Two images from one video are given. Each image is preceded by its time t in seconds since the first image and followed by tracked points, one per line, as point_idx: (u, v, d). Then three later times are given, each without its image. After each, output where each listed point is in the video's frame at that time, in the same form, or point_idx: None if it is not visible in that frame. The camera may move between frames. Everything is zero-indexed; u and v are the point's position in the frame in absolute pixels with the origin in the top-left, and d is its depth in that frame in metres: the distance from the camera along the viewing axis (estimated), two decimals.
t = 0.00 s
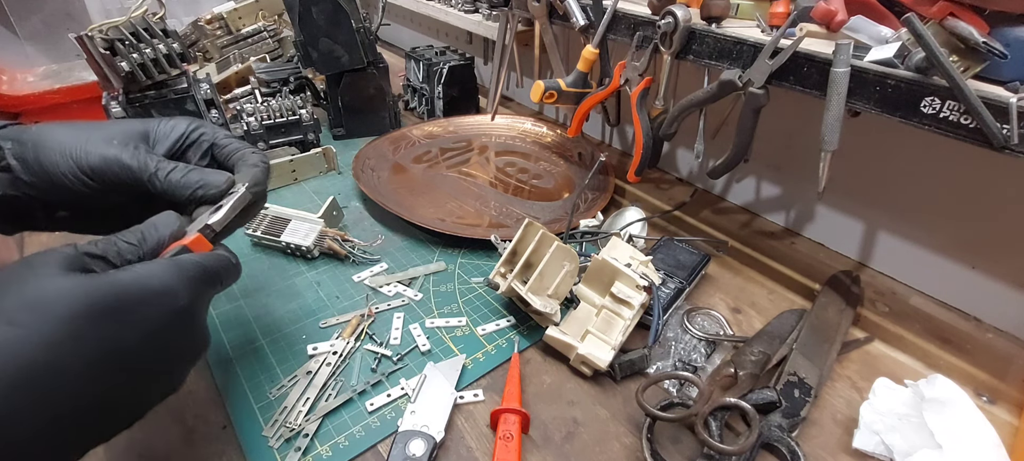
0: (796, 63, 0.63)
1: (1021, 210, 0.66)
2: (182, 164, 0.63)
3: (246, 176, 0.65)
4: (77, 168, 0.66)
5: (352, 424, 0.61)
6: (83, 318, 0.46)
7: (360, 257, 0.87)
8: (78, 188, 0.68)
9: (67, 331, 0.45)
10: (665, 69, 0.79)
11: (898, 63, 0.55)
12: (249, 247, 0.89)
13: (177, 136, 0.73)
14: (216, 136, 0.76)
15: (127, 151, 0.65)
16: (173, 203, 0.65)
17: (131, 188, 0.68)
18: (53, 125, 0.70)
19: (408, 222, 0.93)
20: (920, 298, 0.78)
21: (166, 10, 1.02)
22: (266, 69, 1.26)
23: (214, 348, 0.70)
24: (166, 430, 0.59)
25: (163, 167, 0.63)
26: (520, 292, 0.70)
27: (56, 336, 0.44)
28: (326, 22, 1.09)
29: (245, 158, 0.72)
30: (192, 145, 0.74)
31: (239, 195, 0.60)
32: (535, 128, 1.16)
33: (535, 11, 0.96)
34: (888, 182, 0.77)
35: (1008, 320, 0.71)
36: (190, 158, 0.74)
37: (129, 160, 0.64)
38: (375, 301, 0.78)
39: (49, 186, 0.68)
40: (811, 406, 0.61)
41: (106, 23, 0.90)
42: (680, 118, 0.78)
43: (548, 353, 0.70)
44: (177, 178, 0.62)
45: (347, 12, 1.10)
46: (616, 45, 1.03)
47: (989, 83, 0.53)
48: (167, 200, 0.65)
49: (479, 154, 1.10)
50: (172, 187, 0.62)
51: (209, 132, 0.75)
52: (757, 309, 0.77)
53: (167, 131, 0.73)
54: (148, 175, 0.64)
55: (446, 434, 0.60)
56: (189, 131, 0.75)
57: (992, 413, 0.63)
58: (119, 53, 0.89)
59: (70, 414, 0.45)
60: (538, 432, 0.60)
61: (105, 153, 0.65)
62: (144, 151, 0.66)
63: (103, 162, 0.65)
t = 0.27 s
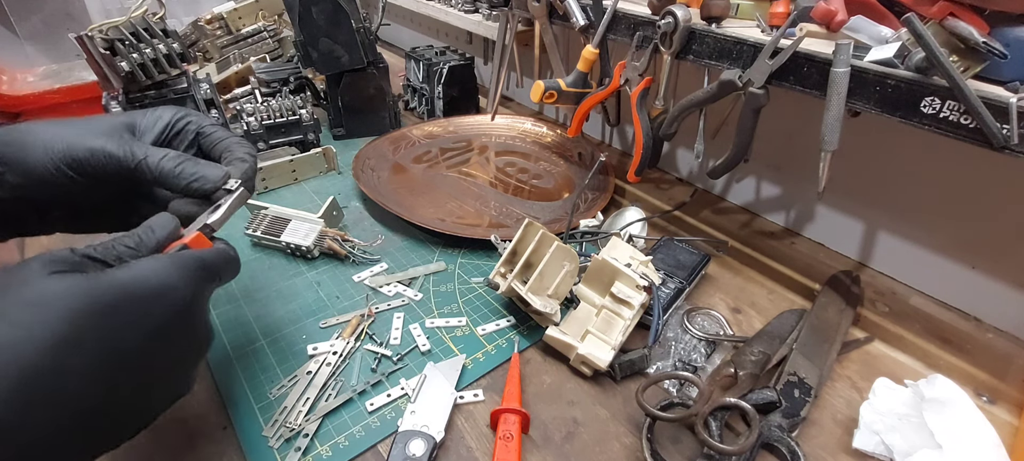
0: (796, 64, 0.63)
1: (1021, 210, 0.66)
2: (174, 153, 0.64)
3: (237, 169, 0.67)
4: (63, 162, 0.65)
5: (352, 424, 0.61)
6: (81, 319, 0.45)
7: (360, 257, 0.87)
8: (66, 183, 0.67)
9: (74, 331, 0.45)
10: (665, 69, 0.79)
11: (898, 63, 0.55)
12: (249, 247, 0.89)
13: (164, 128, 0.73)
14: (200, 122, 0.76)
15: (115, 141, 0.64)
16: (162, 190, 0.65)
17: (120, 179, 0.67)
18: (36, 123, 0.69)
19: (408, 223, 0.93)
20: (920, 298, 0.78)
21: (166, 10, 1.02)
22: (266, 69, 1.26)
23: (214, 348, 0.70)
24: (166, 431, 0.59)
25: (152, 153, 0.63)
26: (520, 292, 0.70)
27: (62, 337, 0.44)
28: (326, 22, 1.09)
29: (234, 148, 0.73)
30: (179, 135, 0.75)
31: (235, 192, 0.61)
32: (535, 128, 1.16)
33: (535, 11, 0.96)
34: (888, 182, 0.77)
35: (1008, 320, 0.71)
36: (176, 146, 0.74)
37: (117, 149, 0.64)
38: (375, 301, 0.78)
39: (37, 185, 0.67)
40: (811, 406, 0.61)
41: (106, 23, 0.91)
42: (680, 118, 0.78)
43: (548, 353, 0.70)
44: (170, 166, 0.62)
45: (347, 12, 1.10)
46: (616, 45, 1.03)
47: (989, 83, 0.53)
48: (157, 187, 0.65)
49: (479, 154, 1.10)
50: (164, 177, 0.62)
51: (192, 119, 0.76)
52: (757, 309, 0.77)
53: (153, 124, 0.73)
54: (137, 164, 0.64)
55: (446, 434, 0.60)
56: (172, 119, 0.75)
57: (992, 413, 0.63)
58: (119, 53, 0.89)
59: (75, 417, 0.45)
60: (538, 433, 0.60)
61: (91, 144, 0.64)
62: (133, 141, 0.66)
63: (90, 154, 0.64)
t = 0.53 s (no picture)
0: (796, 63, 0.63)
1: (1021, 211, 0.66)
2: (185, 167, 0.65)
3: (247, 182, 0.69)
4: (70, 178, 0.65)
5: (352, 424, 0.61)
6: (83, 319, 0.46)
7: (360, 257, 0.87)
8: (71, 198, 0.67)
9: (69, 330, 0.45)
10: (665, 69, 0.79)
11: (898, 63, 0.55)
12: (249, 247, 0.89)
13: (164, 139, 0.74)
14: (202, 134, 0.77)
15: (123, 157, 0.65)
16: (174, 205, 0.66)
17: (128, 194, 0.68)
18: (35, 139, 0.68)
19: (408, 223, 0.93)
20: (920, 298, 0.78)
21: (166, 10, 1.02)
22: (266, 69, 1.26)
23: (214, 348, 0.70)
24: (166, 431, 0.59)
25: (163, 168, 0.64)
26: (520, 292, 0.70)
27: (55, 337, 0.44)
28: (326, 22, 1.09)
29: (237, 159, 0.75)
30: (179, 147, 0.75)
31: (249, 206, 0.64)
32: (535, 128, 1.16)
33: (535, 11, 0.96)
34: (888, 182, 0.77)
35: (1008, 320, 0.71)
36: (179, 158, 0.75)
37: (127, 165, 0.65)
38: (375, 301, 0.78)
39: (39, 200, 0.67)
40: (811, 406, 0.61)
41: (106, 23, 0.90)
42: (680, 118, 0.78)
43: (548, 353, 0.71)
44: (183, 181, 0.64)
45: (347, 12, 1.10)
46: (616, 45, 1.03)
47: (989, 83, 0.53)
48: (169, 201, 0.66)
49: (479, 154, 1.10)
50: (177, 191, 0.64)
51: (194, 131, 0.76)
52: (757, 309, 0.77)
53: (153, 137, 0.74)
54: (148, 179, 0.65)
55: (446, 434, 0.60)
56: (174, 131, 0.75)
57: (992, 413, 0.63)
58: (119, 53, 0.89)
59: (76, 418, 0.44)
60: (538, 433, 0.60)
61: (100, 161, 0.65)
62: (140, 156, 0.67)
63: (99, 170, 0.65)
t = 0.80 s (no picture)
0: (796, 63, 0.63)
1: (1020, 210, 0.66)
2: (190, 175, 0.65)
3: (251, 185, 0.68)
4: (75, 187, 0.65)
5: (352, 423, 0.61)
6: (81, 321, 0.46)
7: (360, 257, 0.87)
8: (75, 206, 0.67)
9: (70, 332, 0.45)
10: (665, 69, 0.79)
11: (898, 63, 0.55)
12: (249, 247, 0.89)
13: (167, 145, 0.73)
14: (202, 137, 0.77)
15: (128, 165, 0.65)
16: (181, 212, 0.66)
17: (134, 202, 0.68)
18: (37, 147, 0.68)
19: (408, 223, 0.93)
20: (920, 298, 0.78)
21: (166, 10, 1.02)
22: (266, 69, 1.26)
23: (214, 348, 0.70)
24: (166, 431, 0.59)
25: (168, 177, 0.64)
26: (520, 292, 0.70)
27: (55, 339, 0.45)
28: (326, 22, 1.09)
29: (240, 163, 0.75)
30: (182, 152, 0.75)
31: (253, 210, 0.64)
32: (535, 128, 1.16)
33: (535, 11, 0.96)
34: (888, 182, 0.77)
35: (1008, 320, 0.71)
36: (182, 163, 0.75)
37: (133, 173, 0.65)
38: (374, 301, 0.78)
39: (45, 208, 0.67)
40: (811, 406, 0.61)
41: (106, 23, 0.91)
42: (680, 118, 0.78)
43: (548, 353, 0.71)
44: (189, 189, 0.63)
45: (347, 12, 1.10)
46: (616, 45, 1.03)
47: (989, 83, 0.53)
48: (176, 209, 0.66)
49: (479, 154, 1.10)
50: (184, 199, 0.64)
51: (194, 134, 0.76)
52: (757, 309, 0.77)
53: (154, 141, 0.73)
54: (154, 188, 0.65)
55: (446, 434, 0.60)
56: (175, 136, 0.75)
57: (992, 413, 0.63)
58: (119, 53, 0.89)
59: (76, 419, 0.44)
60: (538, 432, 0.60)
61: (105, 169, 0.64)
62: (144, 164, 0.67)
63: (104, 178, 0.64)
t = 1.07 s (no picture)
0: (796, 63, 0.63)
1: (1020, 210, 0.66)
2: (194, 181, 0.65)
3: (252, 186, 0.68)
4: (81, 193, 0.66)
5: (352, 423, 0.61)
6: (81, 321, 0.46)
7: (360, 257, 0.87)
8: (81, 210, 0.68)
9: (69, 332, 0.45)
10: (665, 69, 0.79)
11: (898, 63, 0.55)
12: (249, 247, 0.89)
13: (168, 148, 0.74)
14: (203, 138, 0.77)
15: (133, 172, 0.66)
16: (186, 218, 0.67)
17: (139, 208, 0.69)
18: (41, 152, 0.68)
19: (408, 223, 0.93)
20: (920, 298, 0.78)
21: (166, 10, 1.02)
22: (266, 69, 1.26)
23: (214, 348, 0.70)
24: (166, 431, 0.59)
25: (173, 184, 0.65)
26: (520, 292, 0.70)
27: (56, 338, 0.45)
28: (326, 22, 1.09)
29: (239, 163, 0.73)
30: (184, 155, 0.75)
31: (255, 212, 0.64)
32: (535, 128, 1.16)
33: (535, 11, 0.96)
34: (888, 182, 0.77)
35: (1008, 320, 0.71)
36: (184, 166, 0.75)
37: (137, 179, 0.66)
38: (374, 301, 0.78)
39: (50, 213, 0.68)
40: (811, 406, 0.61)
41: (106, 23, 0.91)
42: (680, 118, 0.78)
43: (548, 353, 0.71)
44: (193, 195, 0.64)
45: (347, 12, 1.10)
46: (616, 45, 1.03)
47: (989, 83, 0.53)
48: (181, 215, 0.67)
49: (479, 154, 1.10)
50: (189, 205, 0.64)
51: (195, 135, 0.76)
52: (757, 309, 0.77)
53: (155, 144, 0.74)
54: (159, 194, 0.65)
55: (446, 434, 0.60)
56: (176, 138, 0.75)
57: (992, 413, 0.63)
58: (119, 53, 0.89)
59: (76, 417, 0.45)
60: (538, 432, 0.60)
61: (109, 175, 0.65)
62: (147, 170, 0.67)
63: (109, 184, 0.65)
